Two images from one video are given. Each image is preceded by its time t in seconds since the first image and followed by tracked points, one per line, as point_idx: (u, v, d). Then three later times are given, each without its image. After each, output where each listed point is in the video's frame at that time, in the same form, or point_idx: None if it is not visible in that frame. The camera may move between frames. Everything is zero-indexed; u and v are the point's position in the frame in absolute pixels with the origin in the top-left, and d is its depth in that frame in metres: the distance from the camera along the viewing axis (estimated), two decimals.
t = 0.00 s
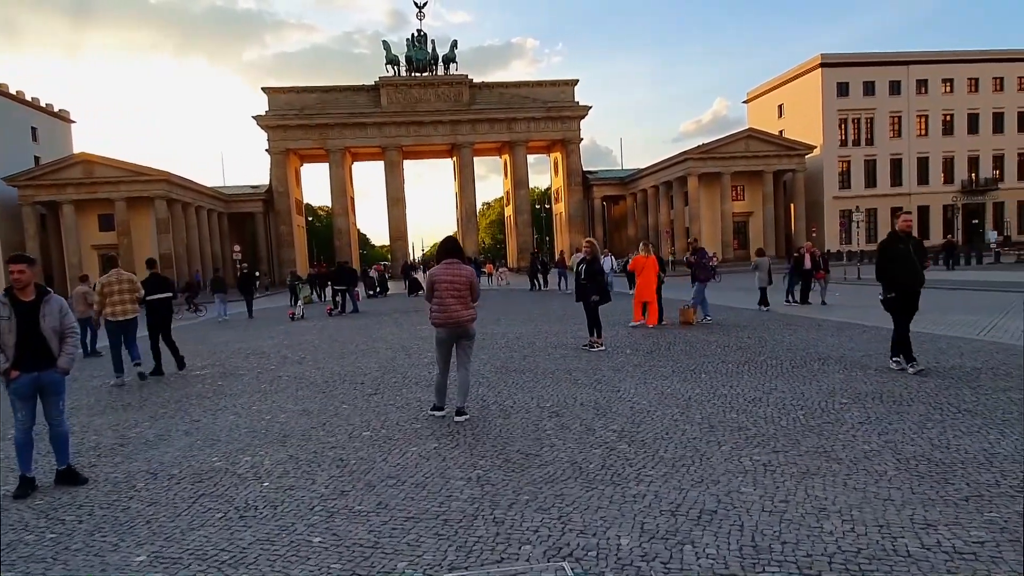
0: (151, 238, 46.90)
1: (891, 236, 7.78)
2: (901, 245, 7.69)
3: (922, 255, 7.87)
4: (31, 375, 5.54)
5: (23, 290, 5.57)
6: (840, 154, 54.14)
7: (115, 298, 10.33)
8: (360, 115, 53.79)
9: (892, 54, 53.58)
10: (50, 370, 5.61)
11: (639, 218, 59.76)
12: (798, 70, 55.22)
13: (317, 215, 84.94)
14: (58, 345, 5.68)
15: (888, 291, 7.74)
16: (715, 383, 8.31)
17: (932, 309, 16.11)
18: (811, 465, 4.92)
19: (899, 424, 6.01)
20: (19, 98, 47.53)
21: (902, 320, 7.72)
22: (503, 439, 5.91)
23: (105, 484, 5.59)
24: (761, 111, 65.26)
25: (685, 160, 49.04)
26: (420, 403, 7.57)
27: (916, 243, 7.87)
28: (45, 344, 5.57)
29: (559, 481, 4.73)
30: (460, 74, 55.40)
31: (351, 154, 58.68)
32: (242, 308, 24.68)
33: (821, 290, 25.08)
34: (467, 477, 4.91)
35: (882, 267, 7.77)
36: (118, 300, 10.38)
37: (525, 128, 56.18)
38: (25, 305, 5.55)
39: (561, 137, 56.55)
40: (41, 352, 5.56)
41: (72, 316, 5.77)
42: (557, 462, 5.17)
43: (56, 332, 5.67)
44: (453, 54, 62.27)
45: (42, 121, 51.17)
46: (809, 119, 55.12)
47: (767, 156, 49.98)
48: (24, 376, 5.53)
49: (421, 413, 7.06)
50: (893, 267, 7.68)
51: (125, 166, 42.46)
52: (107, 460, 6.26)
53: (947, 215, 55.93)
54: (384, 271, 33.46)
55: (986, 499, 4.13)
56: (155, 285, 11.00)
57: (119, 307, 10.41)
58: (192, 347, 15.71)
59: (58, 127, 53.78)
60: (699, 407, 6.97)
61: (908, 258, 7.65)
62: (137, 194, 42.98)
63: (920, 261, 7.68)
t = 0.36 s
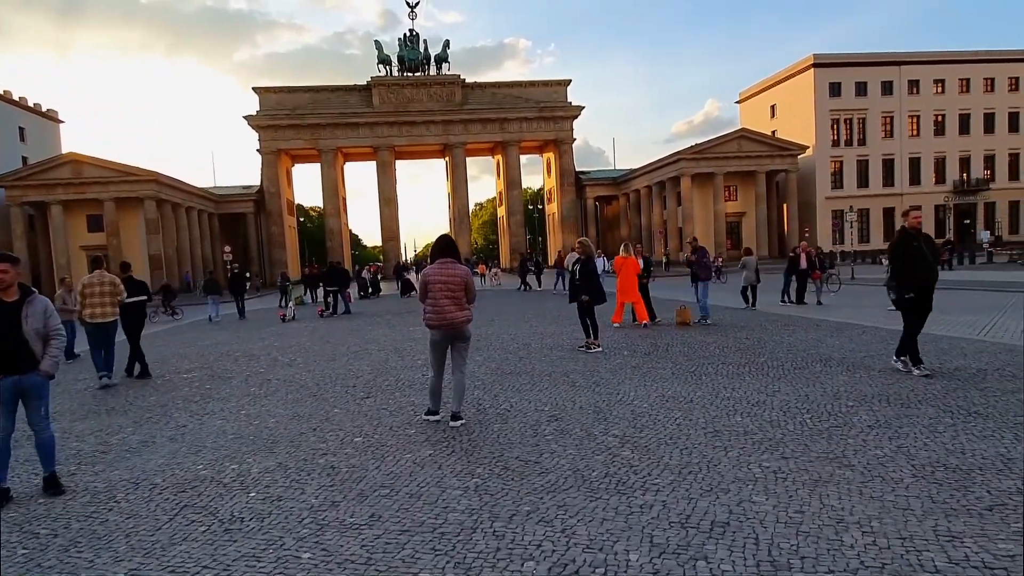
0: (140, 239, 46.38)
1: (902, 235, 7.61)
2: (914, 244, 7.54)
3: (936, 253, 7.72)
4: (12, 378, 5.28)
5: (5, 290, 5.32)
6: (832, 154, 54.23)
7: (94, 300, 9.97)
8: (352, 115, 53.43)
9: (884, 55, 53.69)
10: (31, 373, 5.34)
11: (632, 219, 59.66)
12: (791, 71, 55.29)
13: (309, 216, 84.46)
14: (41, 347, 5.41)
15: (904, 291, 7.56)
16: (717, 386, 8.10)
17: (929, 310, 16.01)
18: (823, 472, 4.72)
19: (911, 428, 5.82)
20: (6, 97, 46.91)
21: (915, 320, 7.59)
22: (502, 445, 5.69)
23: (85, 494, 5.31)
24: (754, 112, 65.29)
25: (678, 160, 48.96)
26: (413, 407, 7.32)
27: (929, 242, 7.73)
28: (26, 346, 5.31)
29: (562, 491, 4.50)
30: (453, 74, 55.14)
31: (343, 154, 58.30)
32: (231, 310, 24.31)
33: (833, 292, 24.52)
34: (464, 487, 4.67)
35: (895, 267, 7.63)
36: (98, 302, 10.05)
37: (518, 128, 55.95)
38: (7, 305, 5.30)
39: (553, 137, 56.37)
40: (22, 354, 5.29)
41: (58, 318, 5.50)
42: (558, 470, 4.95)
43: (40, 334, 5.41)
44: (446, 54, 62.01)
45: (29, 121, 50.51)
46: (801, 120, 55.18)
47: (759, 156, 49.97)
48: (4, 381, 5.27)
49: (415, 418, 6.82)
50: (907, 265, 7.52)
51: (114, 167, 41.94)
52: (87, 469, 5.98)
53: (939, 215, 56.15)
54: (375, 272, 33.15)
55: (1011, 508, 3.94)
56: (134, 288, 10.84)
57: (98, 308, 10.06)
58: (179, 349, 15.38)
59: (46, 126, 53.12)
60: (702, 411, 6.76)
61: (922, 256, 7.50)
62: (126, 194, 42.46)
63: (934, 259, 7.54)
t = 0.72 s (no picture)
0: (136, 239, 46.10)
1: (925, 230, 7.43)
2: (939, 240, 7.33)
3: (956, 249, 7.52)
4: None
5: None
6: (831, 152, 54.03)
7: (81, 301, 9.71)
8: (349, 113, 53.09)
9: (884, 51, 53.44)
10: (14, 378, 5.06)
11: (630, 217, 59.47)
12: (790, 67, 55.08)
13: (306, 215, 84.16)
14: (27, 351, 5.15)
15: (928, 289, 7.33)
16: (724, 387, 7.85)
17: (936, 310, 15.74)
18: (842, 480, 4.48)
19: (929, 432, 5.57)
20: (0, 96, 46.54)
21: (939, 320, 7.36)
22: (502, 451, 5.44)
23: (62, 506, 5.03)
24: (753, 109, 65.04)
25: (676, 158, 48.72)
26: (409, 412, 7.04)
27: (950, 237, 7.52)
28: (12, 350, 5.03)
29: (565, 501, 4.25)
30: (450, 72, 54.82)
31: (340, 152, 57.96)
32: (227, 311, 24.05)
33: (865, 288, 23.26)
34: (462, 498, 4.41)
35: (920, 264, 7.41)
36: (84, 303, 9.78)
37: (515, 126, 55.65)
38: None
39: (551, 135, 56.07)
40: (7, 357, 5.01)
41: (47, 321, 5.26)
42: (561, 478, 4.71)
43: (25, 337, 5.15)
44: (443, 53, 61.69)
45: (24, 120, 50.16)
46: (800, 117, 54.98)
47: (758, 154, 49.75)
48: None
49: (411, 422, 6.58)
50: (931, 262, 7.32)
51: (109, 166, 41.60)
52: (66, 478, 5.71)
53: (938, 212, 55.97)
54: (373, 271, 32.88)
55: None
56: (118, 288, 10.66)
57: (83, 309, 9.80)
58: (172, 351, 15.06)
59: (41, 126, 52.76)
60: (710, 414, 6.50)
61: (944, 251, 7.29)
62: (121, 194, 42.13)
63: (955, 256, 7.34)
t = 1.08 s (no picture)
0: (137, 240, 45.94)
1: (963, 227, 7.13)
2: (977, 239, 7.06)
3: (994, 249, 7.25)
4: None
5: None
6: (834, 151, 53.75)
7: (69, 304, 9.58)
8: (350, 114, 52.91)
9: (886, 50, 53.17)
10: None
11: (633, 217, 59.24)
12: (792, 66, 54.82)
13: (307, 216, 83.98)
14: (13, 360, 4.92)
15: (961, 291, 7.12)
16: (735, 392, 7.61)
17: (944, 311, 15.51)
18: (868, 495, 4.25)
19: (953, 441, 5.33)
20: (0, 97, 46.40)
21: (969, 323, 7.14)
22: (508, 463, 5.21)
23: (48, 521, 4.81)
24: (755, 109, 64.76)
25: (678, 157, 48.50)
26: (412, 420, 6.81)
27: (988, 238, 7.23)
28: None
29: (578, 519, 4.01)
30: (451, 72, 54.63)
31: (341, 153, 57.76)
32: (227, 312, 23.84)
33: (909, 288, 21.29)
34: (468, 516, 4.17)
35: (956, 264, 7.16)
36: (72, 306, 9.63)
37: (517, 126, 55.44)
38: None
39: (553, 135, 55.84)
40: None
41: (35, 328, 5.04)
42: (572, 492, 4.48)
43: (12, 345, 4.93)
44: (444, 53, 61.50)
45: (24, 121, 50.02)
46: (802, 116, 54.70)
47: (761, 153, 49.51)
48: None
49: (414, 431, 6.36)
50: (966, 262, 7.07)
51: (109, 167, 41.44)
52: (55, 491, 5.49)
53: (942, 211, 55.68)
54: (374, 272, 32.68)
55: None
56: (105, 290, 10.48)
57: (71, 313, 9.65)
58: (170, 354, 14.87)
59: (42, 127, 52.63)
60: (723, 421, 6.27)
61: (981, 253, 7.03)
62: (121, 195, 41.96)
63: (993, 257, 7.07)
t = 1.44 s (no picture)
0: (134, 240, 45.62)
1: (1001, 227, 6.99)
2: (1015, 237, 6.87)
3: None
4: None
5: None
6: (834, 153, 53.59)
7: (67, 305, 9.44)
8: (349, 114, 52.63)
9: (886, 52, 52.99)
10: None
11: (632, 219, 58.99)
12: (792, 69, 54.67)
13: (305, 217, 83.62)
14: None
15: (1001, 291, 6.89)
16: (747, 399, 7.34)
17: (952, 315, 15.26)
18: (898, 511, 4.00)
19: (980, 452, 5.07)
20: None
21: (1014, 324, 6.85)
22: (513, 473, 4.95)
23: (27, 534, 4.52)
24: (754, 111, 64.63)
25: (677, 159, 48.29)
26: (412, 427, 6.55)
27: None
28: None
29: (591, 538, 3.75)
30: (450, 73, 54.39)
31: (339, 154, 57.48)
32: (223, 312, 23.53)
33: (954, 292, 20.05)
34: (473, 533, 3.90)
35: (993, 263, 6.96)
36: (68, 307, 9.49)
37: (516, 127, 55.19)
38: None
39: (552, 136, 55.60)
40: None
41: (16, 331, 4.73)
42: (583, 507, 4.21)
43: None
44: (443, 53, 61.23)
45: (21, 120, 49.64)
46: (802, 118, 54.54)
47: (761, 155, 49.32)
48: None
49: (414, 438, 6.10)
50: (1003, 260, 6.88)
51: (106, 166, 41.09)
52: (36, 502, 5.20)
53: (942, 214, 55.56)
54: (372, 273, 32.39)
55: None
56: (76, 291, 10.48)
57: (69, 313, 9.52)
58: (164, 356, 14.57)
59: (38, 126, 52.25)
60: (735, 429, 6.02)
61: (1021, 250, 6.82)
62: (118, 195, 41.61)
63: None
